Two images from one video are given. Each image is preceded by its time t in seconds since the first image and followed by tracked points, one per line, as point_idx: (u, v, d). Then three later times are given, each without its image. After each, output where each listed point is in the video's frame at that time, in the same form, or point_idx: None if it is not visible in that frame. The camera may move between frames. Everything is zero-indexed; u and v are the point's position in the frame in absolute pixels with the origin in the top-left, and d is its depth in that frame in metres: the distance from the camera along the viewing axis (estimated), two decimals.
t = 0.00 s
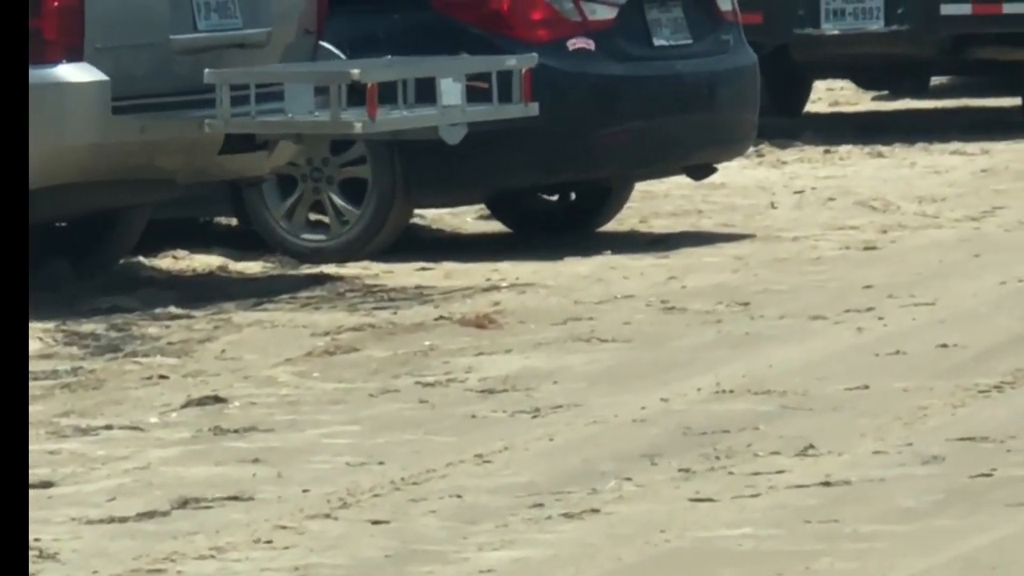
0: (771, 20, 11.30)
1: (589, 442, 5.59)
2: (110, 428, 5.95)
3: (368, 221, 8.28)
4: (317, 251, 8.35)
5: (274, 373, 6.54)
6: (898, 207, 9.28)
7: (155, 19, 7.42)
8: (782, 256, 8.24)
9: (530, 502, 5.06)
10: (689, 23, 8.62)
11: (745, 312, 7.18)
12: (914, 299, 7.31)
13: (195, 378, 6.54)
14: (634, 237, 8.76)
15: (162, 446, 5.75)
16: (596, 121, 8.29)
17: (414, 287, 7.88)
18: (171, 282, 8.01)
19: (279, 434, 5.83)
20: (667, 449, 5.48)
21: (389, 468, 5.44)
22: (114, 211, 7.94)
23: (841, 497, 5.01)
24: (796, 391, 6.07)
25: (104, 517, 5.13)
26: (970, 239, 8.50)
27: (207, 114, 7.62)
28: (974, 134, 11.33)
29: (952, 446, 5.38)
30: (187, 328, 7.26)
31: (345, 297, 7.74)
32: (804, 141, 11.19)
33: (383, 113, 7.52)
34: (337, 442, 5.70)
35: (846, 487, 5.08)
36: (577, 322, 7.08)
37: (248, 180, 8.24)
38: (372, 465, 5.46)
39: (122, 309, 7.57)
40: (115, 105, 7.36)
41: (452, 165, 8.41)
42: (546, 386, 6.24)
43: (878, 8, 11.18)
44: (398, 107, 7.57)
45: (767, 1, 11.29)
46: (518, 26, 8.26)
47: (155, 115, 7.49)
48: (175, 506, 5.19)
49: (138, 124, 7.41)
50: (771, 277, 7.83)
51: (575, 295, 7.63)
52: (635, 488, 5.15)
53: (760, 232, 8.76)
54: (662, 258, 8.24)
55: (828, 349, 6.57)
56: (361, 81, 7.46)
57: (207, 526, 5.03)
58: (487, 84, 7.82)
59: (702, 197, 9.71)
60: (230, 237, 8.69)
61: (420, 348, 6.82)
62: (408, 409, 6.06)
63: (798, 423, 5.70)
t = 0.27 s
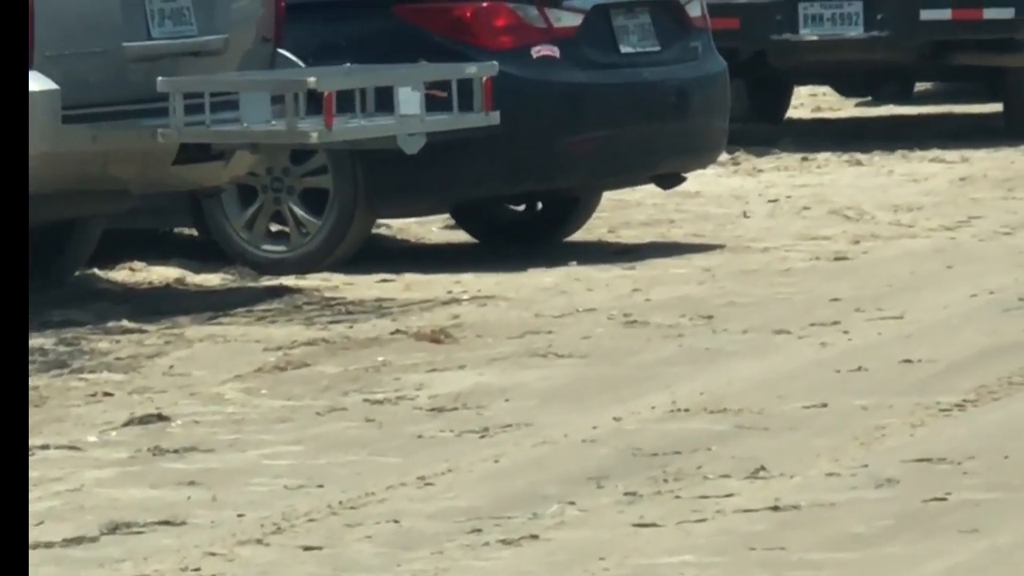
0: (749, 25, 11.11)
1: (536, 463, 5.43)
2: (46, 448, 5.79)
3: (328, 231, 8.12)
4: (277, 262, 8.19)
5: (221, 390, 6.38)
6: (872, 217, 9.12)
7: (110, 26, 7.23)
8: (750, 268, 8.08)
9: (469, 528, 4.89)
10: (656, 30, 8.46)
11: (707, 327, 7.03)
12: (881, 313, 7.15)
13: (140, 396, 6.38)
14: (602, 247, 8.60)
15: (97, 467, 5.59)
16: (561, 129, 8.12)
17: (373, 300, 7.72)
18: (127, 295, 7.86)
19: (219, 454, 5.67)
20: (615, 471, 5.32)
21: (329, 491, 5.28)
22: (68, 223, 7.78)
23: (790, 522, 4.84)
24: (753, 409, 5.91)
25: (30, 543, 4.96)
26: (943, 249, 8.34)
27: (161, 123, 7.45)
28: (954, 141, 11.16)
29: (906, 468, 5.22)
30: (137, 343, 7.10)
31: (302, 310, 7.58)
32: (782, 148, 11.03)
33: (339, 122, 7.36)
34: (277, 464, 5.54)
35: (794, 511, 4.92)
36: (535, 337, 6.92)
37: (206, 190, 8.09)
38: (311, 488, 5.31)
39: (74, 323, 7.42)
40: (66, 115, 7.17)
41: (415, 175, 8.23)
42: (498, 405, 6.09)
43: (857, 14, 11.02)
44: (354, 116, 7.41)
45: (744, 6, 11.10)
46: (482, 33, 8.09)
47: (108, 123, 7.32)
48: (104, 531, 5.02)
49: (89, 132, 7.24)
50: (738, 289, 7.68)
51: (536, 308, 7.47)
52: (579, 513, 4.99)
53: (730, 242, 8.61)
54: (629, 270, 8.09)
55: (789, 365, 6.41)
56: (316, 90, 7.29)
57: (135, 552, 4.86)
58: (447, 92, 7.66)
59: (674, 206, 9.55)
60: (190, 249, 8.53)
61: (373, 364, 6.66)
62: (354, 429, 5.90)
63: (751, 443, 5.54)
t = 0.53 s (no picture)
0: (725, 34, 10.98)
1: (482, 490, 5.28)
2: None
3: (288, 246, 7.96)
4: (237, 277, 8.04)
5: (167, 412, 6.22)
6: (847, 230, 8.96)
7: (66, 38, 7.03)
8: (718, 283, 7.92)
9: (407, 558, 4.74)
10: (626, 40, 8.29)
11: (670, 345, 6.87)
12: (848, 330, 6.99)
13: (84, 417, 6.22)
14: (570, 262, 8.45)
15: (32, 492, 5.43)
16: (526, 142, 7.97)
17: (332, 316, 7.57)
18: (82, 311, 7.70)
19: (158, 479, 5.51)
20: (561, 498, 5.17)
21: (267, 518, 5.12)
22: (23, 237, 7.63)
23: (737, 553, 4.69)
24: (709, 432, 5.75)
25: None
26: (916, 264, 8.19)
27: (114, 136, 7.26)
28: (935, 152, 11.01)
29: (862, 495, 5.07)
30: (87, 362, 6.94)
31: (259, 328, 7.43)
32: (759, 159, 10.89)
33: (294, 134, 7.21)
34: (216, 490, 5.39)
35: (742, 541, 4.77)
36: (492, 356, 6.77)
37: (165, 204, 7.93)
38: (248, 515, 5.15)
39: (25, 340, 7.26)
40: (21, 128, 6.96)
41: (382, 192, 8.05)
42: (448, 427, 5.93)
43: (837, 22, 10.91)
44: (311, 128, 7.26)
45: (722, 15, 10.98)
46: (445, 44, 7.92)
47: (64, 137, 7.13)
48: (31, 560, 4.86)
49: (44, 145, 7.05)
50: (704, 305, 7.53)
51: (497, 325, 7.31)
52: (521, 542, 4.83)
53: (700, 256, 8.45)
54: (595, 285, 7.93)
55: (749, 386, 6.26)
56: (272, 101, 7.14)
57: None
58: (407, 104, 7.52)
59: (647, 219, 9.39)
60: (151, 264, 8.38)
61: (325, 384, 6.51)
62: (299, 452, 5.75)
63: (704, 468, 5.38)
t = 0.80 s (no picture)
0: (704, 47, 10.85)
1: (425, 521, 5.12)
2: None
3: (248, 266, 7.81)
4: (196, 297, 7.88)
5: (110, 438, 6.06)
6: (821, 248, 8.80)
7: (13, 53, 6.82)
8: (686, 303, 7.76)
9: None
10: (593, 55, 8.14)
11: (631, 368, 6.72)
12: (814, 354, 6.84)
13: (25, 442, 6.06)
14: (537, 282, 8.29)
15: None
16: (490, 160, 7.82)
17: (291, 337, 7.42)
18: (37, 332, 7.54)
19: (93, 508, 5.35)
20: (504, 530, 5.00)
21: (201, 551, 4.96)
22: None
23: None
24: (663, 460, 5.60)
25: None
26: (889, 284, 8.03)
27: (65, 154, 7.07)
28: (916, 167, 10.85)
29: (814, 528, 4.91)
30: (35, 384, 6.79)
31: (215, 349, 7.27)
32: (738, 174, 10.74)
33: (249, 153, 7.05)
34: (152, 520, 5.23)
35: None
36: (449, 380, 6.61)
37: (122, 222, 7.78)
38: (181, 548, 4.98)
39: None
40: None
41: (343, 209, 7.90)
42: (397, 455, 5.77)
43: (817, 36, 10.73)
44: (266, 146, 7.10)
45: (702, 29, 10.85)
46: (408, 59, 7.77)
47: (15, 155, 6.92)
48: None
49: None
50: (669, 326, 7.37)
51: (457, 347, 7.16)
52: None
53: (670, 276, 8.29)
54: (560, 306, 7.77)
55: (708, 412, 6.10)
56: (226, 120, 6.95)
57: None
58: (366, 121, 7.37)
59: (620, 237, 9.23)
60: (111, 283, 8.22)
61: (275, 409, 6.35)
62: (241, 480, 5.59)
63: (654, 498, 5.22)
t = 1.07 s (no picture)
0: (681, 64, 10.68)
1: (363, 555, 4.96)
2: None
3: (206, 286, 7.64)
4: (154, 318, 7.71)
5: (51, 467, 5.91)
6: (794, 269, 8.65)
7: None
8: (653, 325, 7.60)
9: None
10: (559, 72, 7.99)
11: (592, 393, 6.56)
12: (779, 378, 6.68)
13: None
14: (503, 303, 8.14)
15: None
16: (451, 179, 7.67)
17: (247, 360, 7.26)
18: None
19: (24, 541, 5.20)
20: (442, 565, 4.85)
21: None
22: None
23: None
24: (615, 491, 5.44)
25: None
26: (861, 305, 7.87)
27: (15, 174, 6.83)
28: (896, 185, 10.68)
29: (762, 563, 4.76)
30: None
31: (169, 373, 7.12)
32: (717, 191, 10.59)
33: (202, 171, 6.89)
34: (83, 554, 5.07)
35: None
36: (403, 406, 6.45)
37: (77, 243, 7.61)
38: None
39: None
40: None
41: (305, 228, 7.72)
42: (342, 485, 5.62)
43: (796, 52, 10.62)
44: (222, 165, 6.95)
45: (678, 44, 10.69)
46: (369, 76, 7.62)
47: None
48: None
49: None
50: (634, 349, 7.21)
51: (415, 371, 7.00)
52: None
53: (639, 296, 8.13)
54: (525, 328, 7.61)
55: (665, 439, 5.94)
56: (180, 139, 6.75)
57: None
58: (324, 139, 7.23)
59: (591, 256, 9.08)
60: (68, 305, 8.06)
61: (224, 436, 6.19)
62: (180, 512, 5.43)
63: (600, 531, 5.07)
